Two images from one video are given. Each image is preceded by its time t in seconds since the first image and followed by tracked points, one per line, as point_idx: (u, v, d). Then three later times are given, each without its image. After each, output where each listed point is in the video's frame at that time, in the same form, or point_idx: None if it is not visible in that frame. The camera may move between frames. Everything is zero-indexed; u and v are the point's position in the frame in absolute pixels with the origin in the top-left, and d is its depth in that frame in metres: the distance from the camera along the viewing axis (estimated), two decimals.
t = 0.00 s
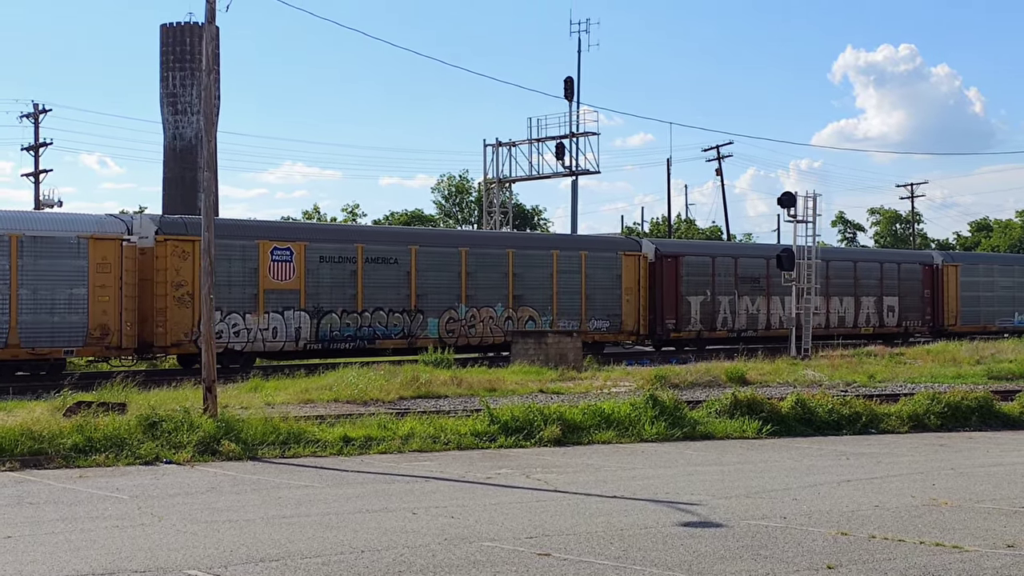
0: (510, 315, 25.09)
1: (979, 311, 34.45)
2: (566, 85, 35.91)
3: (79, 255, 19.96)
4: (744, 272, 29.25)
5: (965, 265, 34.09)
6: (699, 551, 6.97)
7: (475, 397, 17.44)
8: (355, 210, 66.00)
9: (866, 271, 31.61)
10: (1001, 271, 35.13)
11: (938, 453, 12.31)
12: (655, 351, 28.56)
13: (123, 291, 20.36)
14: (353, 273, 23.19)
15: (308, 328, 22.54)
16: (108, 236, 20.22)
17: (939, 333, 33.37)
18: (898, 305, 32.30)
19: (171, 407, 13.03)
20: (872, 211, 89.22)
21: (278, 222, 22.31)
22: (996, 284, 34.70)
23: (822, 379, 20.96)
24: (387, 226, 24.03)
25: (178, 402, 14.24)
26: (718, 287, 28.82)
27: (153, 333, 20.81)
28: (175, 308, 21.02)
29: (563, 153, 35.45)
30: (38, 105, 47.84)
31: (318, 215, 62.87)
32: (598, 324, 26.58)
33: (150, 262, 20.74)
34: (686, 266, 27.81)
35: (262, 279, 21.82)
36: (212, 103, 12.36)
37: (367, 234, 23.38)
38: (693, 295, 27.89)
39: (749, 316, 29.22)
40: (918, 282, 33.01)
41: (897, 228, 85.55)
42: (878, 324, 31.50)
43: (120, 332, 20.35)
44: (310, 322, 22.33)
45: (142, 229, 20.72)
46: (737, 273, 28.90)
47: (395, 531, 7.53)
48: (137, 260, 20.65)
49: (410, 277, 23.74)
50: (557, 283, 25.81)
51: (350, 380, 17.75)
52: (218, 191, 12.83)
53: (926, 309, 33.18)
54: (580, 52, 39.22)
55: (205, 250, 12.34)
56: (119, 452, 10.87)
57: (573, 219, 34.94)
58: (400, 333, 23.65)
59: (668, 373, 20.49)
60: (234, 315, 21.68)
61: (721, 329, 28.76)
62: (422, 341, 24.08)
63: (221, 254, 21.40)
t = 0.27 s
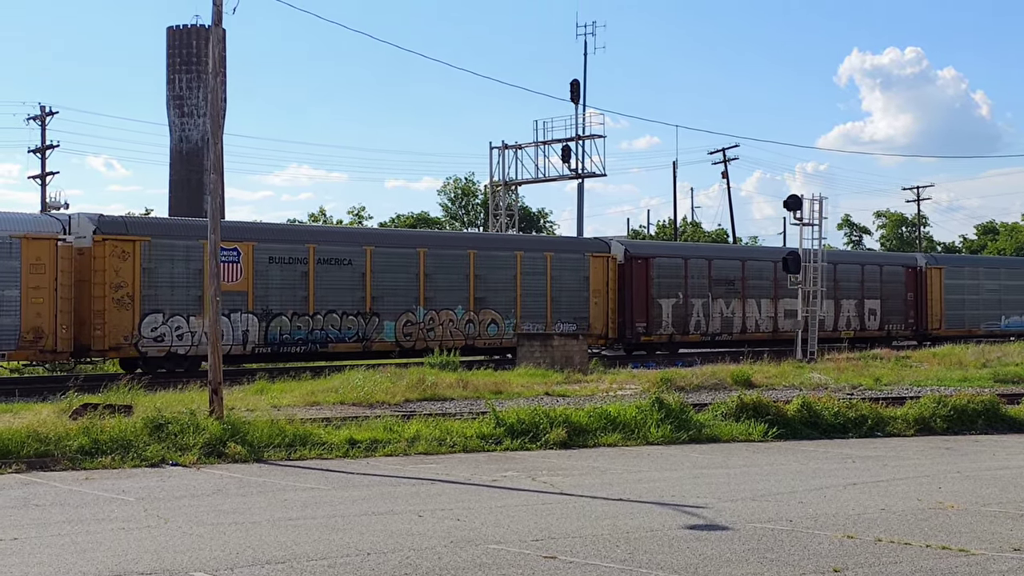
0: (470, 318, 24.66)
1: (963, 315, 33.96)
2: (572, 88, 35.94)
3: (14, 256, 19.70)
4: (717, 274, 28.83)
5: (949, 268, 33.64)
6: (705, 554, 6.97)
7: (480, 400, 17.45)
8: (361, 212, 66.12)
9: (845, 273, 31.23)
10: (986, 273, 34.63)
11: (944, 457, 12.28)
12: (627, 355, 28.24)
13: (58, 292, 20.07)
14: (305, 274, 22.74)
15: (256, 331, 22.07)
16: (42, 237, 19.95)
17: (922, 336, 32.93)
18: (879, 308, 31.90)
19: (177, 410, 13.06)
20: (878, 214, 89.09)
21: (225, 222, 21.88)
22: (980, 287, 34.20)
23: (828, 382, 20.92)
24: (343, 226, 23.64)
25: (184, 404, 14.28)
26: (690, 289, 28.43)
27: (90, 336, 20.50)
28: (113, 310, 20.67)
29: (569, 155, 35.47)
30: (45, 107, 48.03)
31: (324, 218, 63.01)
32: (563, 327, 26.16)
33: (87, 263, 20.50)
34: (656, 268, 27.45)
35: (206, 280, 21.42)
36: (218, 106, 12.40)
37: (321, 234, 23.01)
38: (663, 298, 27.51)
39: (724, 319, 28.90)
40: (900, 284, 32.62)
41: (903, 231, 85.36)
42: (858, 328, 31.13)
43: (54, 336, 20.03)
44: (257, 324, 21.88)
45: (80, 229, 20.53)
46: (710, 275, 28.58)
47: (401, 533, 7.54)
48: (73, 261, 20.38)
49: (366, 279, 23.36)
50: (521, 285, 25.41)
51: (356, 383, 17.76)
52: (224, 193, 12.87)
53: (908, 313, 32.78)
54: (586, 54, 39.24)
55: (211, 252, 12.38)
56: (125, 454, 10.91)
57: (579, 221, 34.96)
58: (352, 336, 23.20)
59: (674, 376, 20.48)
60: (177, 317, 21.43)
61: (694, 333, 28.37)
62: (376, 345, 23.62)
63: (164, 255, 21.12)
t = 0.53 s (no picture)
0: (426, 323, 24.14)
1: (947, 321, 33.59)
2: (576, 92, 35.98)
3: None
4: (687, 279, 28.32)
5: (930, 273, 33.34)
6: (708, 560, 6.96)
7: (484, 404, 17.45)
8: (365, 217, 66.21)
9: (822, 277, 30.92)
10: (968, 278, 34.37)
11: (949, 462, 12.26)
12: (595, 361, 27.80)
13: None
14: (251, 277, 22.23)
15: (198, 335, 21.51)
16: None
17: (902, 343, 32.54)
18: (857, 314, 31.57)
19: (181, 414, 13.07)
20: (882, 220, 89.04)
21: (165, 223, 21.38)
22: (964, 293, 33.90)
23: (833, 388, 20.87)
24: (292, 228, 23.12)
25: (188, 409, 14.29)
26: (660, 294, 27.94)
27: (23, 341, 19.80)
28: (46, 314, 20.03)
29: (573, 160, 35.51)
30: (50, 112, 48.17)
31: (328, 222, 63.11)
32: (525, 332, 25.65)
33: (18, 266, 19.85)
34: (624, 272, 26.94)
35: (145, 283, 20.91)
36: (224, 110, 12.43)
37: (269, 235, 22.30)
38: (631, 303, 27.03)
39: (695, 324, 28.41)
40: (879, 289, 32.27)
41: (907, 237, 85.27)
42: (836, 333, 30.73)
43: None
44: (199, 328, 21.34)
45: (11, 229, 19.84)
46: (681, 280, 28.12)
47: (405, 538, 7.54)
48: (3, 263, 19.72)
49: (315, 282, 22.71)
50: (480, 289, 24.84)
51: (360, 387, 17.78)
52: (229, 198, 12.90)
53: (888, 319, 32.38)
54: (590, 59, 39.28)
55: (216, 256, 12.40)
56: (129, 458, 10.92)
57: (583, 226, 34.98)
58: (302, 340, 22.64)
59: (678, 381, 20.45)
60: (114, 322, 20.79)
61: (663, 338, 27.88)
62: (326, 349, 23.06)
63: (99, 257, 20.52)
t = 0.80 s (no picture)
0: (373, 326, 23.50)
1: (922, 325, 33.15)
2: (574, 96, 36.02)
3: None
4: (648, 281, 27.80)
5: (905, 276, 32.90)
6: (705, 563, 6.96)
7: (481, 407, 17.44)
8: (364, 219, 66.22)
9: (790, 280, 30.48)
10: (944, 281, 33.94)
11: (946, 466, 12.26)
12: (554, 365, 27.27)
13: None
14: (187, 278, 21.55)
15: (129, 338, 20.76)
16: None
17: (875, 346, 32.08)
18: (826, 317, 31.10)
19: (178, 416, 13.05)
20: (879, 224, 89.17)
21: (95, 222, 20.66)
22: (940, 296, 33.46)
23: (829, 392, 20.87)
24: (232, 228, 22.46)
25: (185, 411, 14.28)
26: (620, 296, 27.43)
27: None
28: None
29: (571, 163, 35.54)
30: (48, 114, 48.17)
31: (326, 224, 63.11)
32: (478, 336, 25.10)
33: None
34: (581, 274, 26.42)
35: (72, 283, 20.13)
36: (221, 113, 12.43)
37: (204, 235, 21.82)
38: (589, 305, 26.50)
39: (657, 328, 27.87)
40: (850, 292, 31.84)
41: (905, 241, 85.39)
42: (805, 336, 30.27)
43: None
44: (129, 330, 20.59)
45: None
46: (642, 282, 27.61)
47: (402, 541, 7.54)
48: None
49: (255, 283, 22.14)
50: (430, 291, 24.32)
51: (357, 390, 17.76)
52: (226, 200, 12.90)
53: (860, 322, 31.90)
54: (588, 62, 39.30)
55: (212, 258, 12.41)
56: (126, 460, 10.92)
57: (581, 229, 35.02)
58: (239, 343, 21.92)
59: (675, 384, 20.44)
60: (39, 324, 19.95)
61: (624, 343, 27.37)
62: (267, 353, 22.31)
63: (23, 257, 19.77)
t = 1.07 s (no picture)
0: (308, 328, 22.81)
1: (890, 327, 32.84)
2: (566, 98, 36.03)
3: None
4: (602, 282, 27.26)
5: (871, 278, 32.60)
6: (697, 566, 6.96)
7: (472, 409, 17.42)
8: (355, 220, 66.14)
9: (750, 282, 30.05)
10: (912, 284, 33.74)
11: (936, 469, 12.30)
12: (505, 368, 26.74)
13: None
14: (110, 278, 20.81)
15: (46, 341, 20.02)
16: None
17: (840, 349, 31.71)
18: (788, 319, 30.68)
19: (168, 417, 13.00)
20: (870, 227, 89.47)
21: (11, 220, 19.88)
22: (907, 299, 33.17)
23: (820, 394, 20.93)
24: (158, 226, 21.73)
25: (176, 412, 14.21)
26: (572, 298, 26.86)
27: None
28: None
29: (562, 165, 35.56)
30: (39, 113, 47.99)
31: (317, 226, 62.95)
32: (421, 338, 24.41)
33: None
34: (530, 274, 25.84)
35: None
36: (212, 113, 12.39)
37: (129, 233, 21.18)
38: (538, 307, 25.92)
39: (611, 330, 27.36)
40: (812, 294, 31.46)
41: (895, 244, 85.70)
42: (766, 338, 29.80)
43: None
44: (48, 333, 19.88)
45: None
46: (596, 283, 27.10)
47: (393, 543, 7.52)
48: None
49: (183, 284, 21.49)
50: (370, 292, 23.60)
51: (348, 391, 17.71)
52: (217, 201, 12.85)
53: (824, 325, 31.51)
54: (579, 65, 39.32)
55: (203, 259, 12.36)
56: (115, 461, 10.86)
57: (572, 231, 35.02)
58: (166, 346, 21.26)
59: (666, 387, 20.45)
60: None
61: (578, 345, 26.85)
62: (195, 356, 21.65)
63: None
